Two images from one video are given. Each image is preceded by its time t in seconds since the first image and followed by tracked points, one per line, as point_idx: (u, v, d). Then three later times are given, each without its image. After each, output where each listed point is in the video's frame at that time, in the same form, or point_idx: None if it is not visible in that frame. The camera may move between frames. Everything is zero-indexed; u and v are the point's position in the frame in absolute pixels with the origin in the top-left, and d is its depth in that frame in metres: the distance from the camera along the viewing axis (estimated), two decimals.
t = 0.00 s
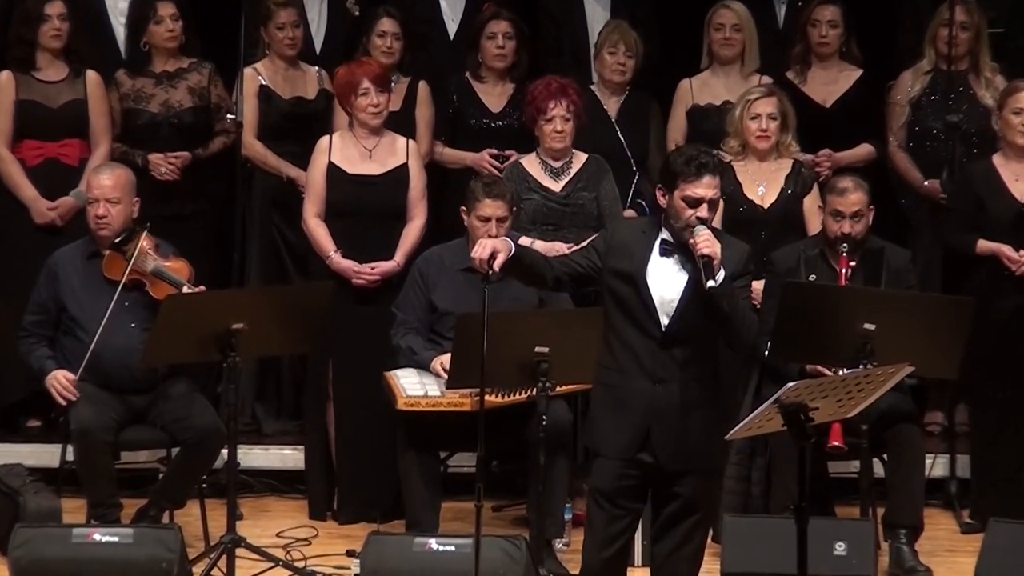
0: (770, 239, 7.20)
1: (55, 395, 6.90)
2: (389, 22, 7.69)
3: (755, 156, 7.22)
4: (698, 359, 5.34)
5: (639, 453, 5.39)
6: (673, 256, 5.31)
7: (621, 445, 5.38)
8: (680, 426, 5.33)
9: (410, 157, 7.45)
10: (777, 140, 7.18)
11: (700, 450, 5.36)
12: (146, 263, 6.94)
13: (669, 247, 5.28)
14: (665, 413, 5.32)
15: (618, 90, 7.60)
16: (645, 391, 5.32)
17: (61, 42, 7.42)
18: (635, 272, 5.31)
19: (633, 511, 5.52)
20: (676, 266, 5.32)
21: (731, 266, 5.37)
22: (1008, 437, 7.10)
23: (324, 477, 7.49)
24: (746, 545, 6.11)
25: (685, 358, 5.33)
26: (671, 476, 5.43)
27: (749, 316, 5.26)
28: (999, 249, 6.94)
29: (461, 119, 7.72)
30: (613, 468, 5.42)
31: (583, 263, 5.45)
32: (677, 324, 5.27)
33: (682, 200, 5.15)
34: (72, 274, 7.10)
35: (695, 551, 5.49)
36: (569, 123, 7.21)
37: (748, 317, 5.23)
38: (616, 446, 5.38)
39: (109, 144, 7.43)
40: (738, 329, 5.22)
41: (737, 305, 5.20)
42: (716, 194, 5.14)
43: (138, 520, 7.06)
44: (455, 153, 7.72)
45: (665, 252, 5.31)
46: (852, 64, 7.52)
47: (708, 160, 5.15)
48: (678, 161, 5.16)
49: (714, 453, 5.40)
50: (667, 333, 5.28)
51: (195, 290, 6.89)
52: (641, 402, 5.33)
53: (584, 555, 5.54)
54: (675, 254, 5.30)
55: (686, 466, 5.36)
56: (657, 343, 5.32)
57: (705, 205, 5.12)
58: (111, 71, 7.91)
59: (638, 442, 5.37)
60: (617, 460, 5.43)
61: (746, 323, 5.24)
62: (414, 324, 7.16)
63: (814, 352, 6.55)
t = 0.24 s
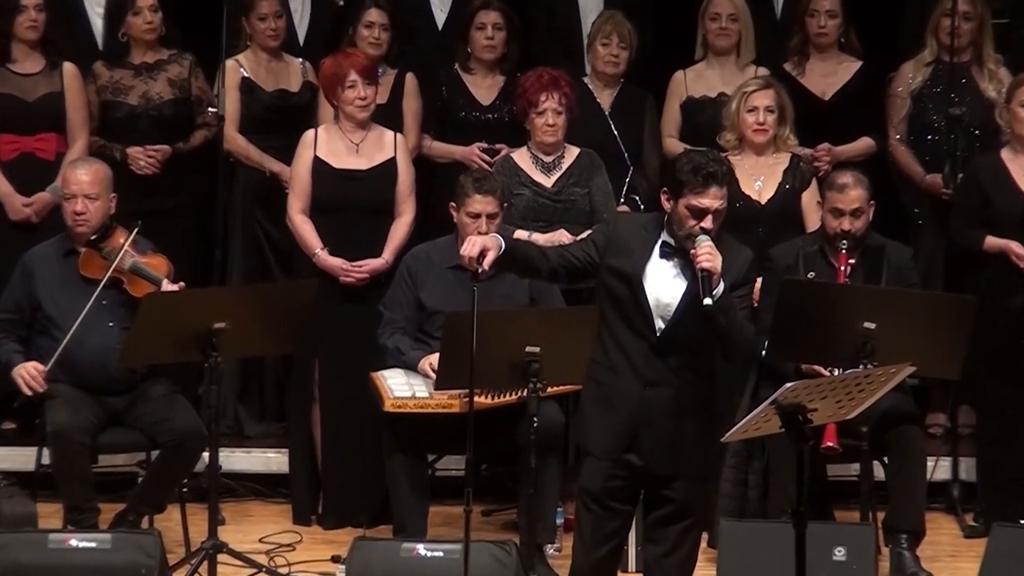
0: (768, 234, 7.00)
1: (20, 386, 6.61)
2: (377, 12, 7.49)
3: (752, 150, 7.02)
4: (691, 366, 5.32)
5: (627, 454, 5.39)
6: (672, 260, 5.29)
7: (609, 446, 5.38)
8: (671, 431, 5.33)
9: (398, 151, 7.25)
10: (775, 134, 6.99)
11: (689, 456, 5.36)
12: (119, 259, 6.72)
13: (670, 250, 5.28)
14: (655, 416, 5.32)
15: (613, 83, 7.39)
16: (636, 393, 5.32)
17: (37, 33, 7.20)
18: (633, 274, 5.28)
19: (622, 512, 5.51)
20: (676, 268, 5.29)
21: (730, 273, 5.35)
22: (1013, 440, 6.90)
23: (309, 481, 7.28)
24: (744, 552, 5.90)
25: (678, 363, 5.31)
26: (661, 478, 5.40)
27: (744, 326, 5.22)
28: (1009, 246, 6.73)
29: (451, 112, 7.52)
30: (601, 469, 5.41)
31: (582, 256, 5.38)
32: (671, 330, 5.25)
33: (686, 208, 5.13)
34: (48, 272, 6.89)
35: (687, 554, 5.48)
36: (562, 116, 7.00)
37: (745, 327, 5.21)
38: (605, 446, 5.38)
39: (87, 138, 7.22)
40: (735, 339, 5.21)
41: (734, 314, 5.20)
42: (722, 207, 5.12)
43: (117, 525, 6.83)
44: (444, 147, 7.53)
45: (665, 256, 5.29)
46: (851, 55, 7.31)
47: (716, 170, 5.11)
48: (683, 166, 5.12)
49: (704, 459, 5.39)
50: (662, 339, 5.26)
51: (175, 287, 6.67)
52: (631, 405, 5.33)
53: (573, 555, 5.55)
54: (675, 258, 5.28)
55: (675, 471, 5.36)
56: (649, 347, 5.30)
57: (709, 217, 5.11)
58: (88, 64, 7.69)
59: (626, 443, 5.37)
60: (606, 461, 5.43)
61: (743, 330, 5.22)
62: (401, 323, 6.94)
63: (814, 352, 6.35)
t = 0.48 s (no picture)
0: (759, 231, 6.83)
1: None
2: (357, 2, 7.29)
3: (743, 144, 6.83)
4: (680, 368, 5.04)
5: (608, 456, 5.12)
6: (664, 263, 5.01)
7: (590, 447, 5.09)
8: (655, 436, 5.06)
9: (379, 146, 7.06)
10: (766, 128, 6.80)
11: (674, 460, 5.09)
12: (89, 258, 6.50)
13: (662, 251, 5.00)
14: (639, 419, 5.04)
15: (600, 75, 7.18)
16: (620, 396, 5.03)
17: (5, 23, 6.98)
18: (622, 275, 4.99)
19: (603, 516, 5.25)
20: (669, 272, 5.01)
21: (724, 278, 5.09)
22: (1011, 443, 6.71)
23: (287, 485, 7.07)
24: (734, 559, 5.71)
25: (666, 367, 5.03)
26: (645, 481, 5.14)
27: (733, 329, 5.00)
28: (1004, 243, 6.52)
29: (433, 105, 7.32)
30: (580, 472, 5.15)
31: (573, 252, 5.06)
32: (659, 333, 4.96)
33: (681, 212, 4.90)
34: (13, 272, 6.66)
35: (671, 560, 5.25)
36: (546, 109, 6.81)
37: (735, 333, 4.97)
38: (585, 449, 5.10)
39: (57, 133, 7.02)
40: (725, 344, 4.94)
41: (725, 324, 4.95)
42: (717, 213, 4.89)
43: (88, 531, 6.62)
44: (426, 141, 7.33)
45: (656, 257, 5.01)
46: (843, 46, 7.11)
47: (713, 173, 4.88)
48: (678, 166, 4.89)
49: (690, 463, 5.12)
50: (650, 342, 4.96)
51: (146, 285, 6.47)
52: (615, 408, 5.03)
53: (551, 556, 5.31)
54: (666, 261, 5.00)
55: (659, 475, 5.09)
56: (636, 349, 5.01)
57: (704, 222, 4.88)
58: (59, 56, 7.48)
59: (609, 447, 5.08)
60: (587, 461, 5.15)
61: (732, 337, 5.00)
62: (382, 323, 6.73)
63: (808, 351, 6.16)
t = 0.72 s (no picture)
0: (746, 229, 6.64)
1: None
2: None
3: (730, 139, 6.64)
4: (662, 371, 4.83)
5: (589, 461, 4.92)
6: (647, 262, 4.82)
7: (569, 452, 4.90)
8: (637, 441, 4.86)
9: (355, 140, 6.85)
10: (753, 122, 6.62)
11: (656, 465, 4.89)
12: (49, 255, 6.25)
13: (645, 250, 4.80)
14: (620, 423, 4.84)
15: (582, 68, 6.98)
16: (601, 399, 4.83)
17: None
18: (605, 274, 4.79)
19: (582, 523, 5.04)
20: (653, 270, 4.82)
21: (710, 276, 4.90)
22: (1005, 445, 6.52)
23: (259, 490, 6.86)
24: (720, 567, 5.52)
25: (650, 370, 4.83)
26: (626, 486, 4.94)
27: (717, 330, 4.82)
28: (993, 240, 6.37)
29: (410, 99, 7.11)
30: (559, 477, 4.96)
31: (552, 251, 4.86)
32: (641, 335, 4.76)
33: (665, 211, 4.69)
34: None
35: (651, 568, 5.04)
36: (526, 103, 6.60)
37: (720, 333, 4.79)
38: (565, 453, 4.91)
39: (20, 127, 6.80)
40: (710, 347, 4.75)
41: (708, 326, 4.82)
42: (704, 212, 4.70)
43: (53, 538, 6.40)
44: (403, 136, 7.11)
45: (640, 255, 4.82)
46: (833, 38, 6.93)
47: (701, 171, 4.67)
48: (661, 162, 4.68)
49: (672, 467, 4.93)
50: (633, 344, 4.77)
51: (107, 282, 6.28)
52: (596, 412, 4.84)
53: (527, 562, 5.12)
54: (650, 259, 4.82)
55: (641, 481, 4.89)
56: (617, 351, 4.81)
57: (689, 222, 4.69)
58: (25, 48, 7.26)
59: (588, 451, 4.89)
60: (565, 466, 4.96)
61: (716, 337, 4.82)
62: (358, 322, 6.51)
63: (798, 353, 5.96)
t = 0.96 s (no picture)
0: (737, 227, 6.43)
1: None
2: None
3: (721, 134, 6.47)
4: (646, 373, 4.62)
5: (572, 467, 4.69)
6: (629, 258, 4.63)
7: (551, 459, 4.68)
8: (620, 446, 4.63)
9: (334, 136, 6.65)
10: (745, 117, 6.45)
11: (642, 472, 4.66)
12: (7, 255, 6.10)
13: (626, 246, 4.61)
14: (602, 427, 4.62)
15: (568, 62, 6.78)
16: (582, 402, 4.62)
17: None
18: (584, 272, 4.61)
19: (566, 535, 4.80)
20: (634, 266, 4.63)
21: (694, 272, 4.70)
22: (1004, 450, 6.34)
23: (235, 496, 6.65)
24: None
25: (632, 370, 4.62)
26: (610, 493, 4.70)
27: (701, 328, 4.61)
28: (983, 241, 6.22)
29: (391, 94, 6.91)
30: (541, 486, 4.72)
31: (530, 250, 4.67)
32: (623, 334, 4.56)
33: (645, 203, 4.50)
34: None
35: None
36: (509, 98, 6.41)
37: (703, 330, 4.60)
38: (547, 460, 4.69)
39: None
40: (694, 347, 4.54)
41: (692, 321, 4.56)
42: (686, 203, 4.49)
43: (20, 546, 6.18)
44: (383, 131, 6.92)
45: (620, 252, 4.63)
46: (828, 30, 6.72)
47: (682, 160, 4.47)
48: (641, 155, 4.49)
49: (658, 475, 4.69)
50: (613, 344, 4.57)
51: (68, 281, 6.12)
52: (578, 415, 4.63)
53: None
54: (631, 255, 4.62)
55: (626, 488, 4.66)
56: (599, 352, 4.61)
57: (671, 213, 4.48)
58: None
59: (571, 458, 4.66)
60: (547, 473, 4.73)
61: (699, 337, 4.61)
62: (337, 324, 6.30)
63: (791, 356, 5.74)
